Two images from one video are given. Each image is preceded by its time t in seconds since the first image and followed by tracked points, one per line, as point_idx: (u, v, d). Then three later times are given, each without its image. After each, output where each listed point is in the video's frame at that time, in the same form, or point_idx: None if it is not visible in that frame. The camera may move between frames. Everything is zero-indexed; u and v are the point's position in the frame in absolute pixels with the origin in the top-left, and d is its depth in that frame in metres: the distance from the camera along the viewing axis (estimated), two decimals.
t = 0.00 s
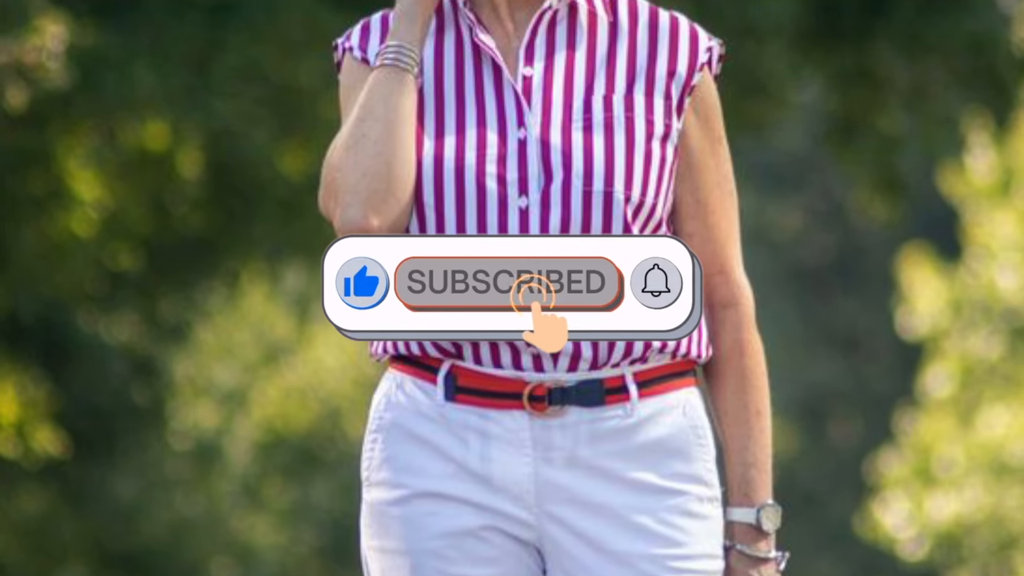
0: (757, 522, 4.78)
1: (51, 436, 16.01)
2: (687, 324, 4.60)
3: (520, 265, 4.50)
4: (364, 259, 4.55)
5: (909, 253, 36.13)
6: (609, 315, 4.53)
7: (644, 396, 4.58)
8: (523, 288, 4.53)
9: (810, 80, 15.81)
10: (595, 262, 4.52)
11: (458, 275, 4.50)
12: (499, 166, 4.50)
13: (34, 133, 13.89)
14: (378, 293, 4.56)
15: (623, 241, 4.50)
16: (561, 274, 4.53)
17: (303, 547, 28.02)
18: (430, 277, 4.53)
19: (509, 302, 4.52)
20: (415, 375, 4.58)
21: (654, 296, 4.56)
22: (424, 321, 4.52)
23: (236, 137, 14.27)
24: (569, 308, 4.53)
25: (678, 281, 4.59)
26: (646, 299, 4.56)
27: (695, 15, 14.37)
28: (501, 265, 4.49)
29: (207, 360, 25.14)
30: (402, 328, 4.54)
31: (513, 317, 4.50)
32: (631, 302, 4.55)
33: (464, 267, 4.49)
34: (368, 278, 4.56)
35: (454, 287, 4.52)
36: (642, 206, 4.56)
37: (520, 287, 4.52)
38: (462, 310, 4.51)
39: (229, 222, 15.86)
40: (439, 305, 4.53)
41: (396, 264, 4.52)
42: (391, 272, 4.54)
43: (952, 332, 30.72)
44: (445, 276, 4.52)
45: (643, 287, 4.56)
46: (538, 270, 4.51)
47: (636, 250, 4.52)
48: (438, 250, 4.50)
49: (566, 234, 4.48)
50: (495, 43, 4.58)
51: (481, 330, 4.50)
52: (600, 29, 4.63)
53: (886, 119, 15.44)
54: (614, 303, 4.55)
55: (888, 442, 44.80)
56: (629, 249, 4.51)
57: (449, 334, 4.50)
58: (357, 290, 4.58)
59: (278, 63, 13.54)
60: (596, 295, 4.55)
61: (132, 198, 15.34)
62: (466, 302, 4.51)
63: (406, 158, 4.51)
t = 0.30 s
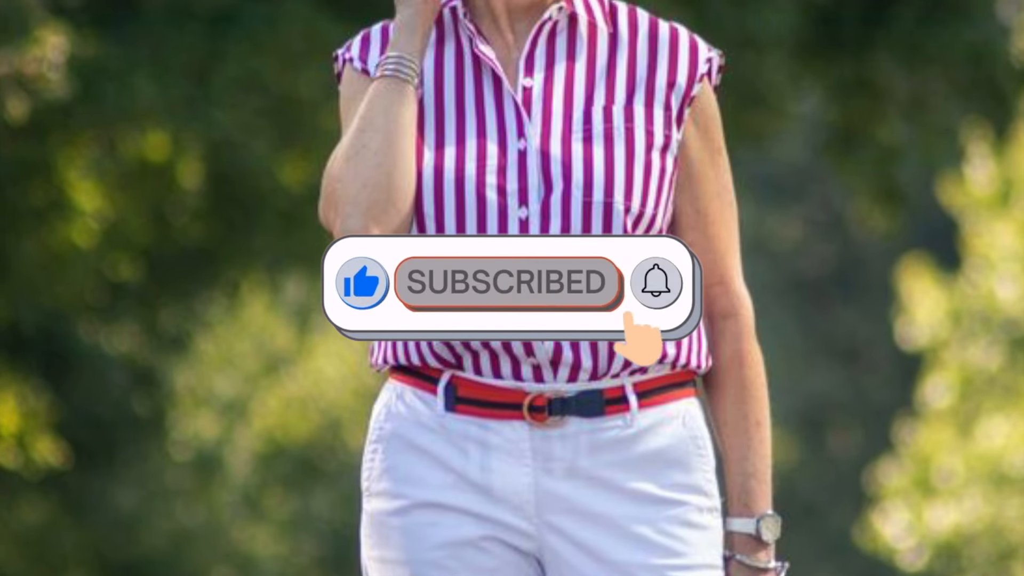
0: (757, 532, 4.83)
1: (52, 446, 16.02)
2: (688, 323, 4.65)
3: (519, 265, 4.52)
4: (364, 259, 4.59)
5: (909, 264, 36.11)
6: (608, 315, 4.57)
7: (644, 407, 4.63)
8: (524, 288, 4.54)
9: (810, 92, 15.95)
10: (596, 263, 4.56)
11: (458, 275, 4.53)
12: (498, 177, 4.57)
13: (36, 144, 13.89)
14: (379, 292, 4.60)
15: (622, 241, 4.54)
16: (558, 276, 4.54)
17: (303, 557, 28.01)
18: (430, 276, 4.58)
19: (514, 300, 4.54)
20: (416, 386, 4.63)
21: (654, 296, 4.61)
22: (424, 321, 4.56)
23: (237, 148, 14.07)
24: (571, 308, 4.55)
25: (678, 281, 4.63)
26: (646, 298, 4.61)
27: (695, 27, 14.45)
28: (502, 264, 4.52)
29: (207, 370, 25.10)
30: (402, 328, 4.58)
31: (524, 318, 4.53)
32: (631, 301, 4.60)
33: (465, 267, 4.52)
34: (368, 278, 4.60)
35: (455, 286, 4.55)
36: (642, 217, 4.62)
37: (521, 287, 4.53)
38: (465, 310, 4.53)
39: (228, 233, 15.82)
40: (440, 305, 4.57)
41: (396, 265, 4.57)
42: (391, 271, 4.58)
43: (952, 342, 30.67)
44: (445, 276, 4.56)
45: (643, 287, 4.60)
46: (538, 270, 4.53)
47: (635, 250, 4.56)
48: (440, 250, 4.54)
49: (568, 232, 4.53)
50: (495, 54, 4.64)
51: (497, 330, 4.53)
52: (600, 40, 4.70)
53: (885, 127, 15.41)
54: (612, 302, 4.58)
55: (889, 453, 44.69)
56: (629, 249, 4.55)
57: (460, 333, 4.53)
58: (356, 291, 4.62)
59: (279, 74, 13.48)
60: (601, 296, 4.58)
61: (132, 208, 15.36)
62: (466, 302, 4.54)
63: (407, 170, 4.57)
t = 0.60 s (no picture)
0: (756, 543, 4.86)
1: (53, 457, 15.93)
2: (689, 321, 4.70)
3: (520, 264, 4.57)
4: (364, 259, 4.66)
5: (908, 275, 36.06)
6: (608, 315, 4.62)
7: (644, 417, 4.66)
8: (525, 289, 4.60)
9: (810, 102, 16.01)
10: (596, 261, 4.59)
11: (457, 275, 4.59)
12: (499, 188, 4.60)
13: (37, 155, 13.78)
14: (379, 292, 4.68)
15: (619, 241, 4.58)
16: (559, 276, 4.59)
17: (304, 567, 27.93)
18: (430, 276, 4.64)
19: (514, 300, 4.60)
20: (416, 396, 4.67)
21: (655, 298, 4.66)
22: (424, 320, 4.62)
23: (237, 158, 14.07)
24: (570, 308, 4.60)
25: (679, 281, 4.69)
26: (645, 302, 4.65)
27: (695, 38, 14.45)
28: (502, 265, 4.57)
29: (207, 381, 25.04)
30: (402, 328, 4.64)
31: (525, 317, 4.58)
32: (627, 304, 4.64)
33: (465, 267, 4.58)
34: (368, 278, 4.67)
35: (454, 287, 4.61)
36: (641, 228, 4.65)
37: (521, 287, 4.60)
38: (465, 309, 4.59)
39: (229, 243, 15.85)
40: (439, 304, 4.63)
41: (396, 265, 4.63)
42: (391, 272, 4.64)
43: (951, 353, 30.61)
44: (445, 277, 4.62)
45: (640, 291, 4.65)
46: (539, 270, 4.58)
47: (632, 250, 4.61)
48: (440, 250, 4.60)
49: (567, 233, 4.58)
50: (495, 65, 4.68)
51: (497, 330, 4.58)
52: (600, 51, 4.73)
53: (885, 140, 15.63)
54: (612, 304, 4.63)
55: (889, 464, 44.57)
56: (626, 249, 4.60)
57: (460, 333, 4.58)
58: (357, 290, 4.70)
59: (279, 84, 13.47)
60: (600, 296, 4.63)
61: (133, 219, 15.34)
62: (466, 302, 4.61)
63: (407, 181, 4.63)
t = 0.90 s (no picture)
0: (756, 553, 4.88)
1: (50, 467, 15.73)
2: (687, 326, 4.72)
3: (519, 265, 4.61)
4: (364, 258, 4.67)
5: (908, 286, 36.07)
6: (608, 315, 4.64)
7: (645, 427, 4.69)
8: (524, 288, 4.63)
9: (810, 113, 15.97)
10: (597, 261, 4.62)
11: (458, 275, 4.62)
12: (499, 199, 4.63)
13: (37, 166, 13.76)
14: (378, 293, 4.71)
15: (621, 241, 4.61)
16: (558, 276, 4.62)
17: None
18: (430, 276, 4.67)
19: (514, 300, 4.63)
20: (416, 407, 4.69)
21: (654, 299, 4.69)
22: (424, 320, 4.65)
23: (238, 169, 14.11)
24: (572, 309, 4.63)
25: (679, 281, 4.73)
26: (646, 302, 4.69)
27: (696, 48, 14.56)
28: (502, 264, 4.60)
29: (208, 392, 25.00)
30: (401, 328, 4.67)
31: (527, 318, 4.61)
32: (628, 304, 4.67)
33: (464, 268, 4.61)
34: (368, 278, 4.70)
35: (454, 287, 4.64)
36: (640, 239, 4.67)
37: (521, 287, 4.63)
38: (466, 309, 4.62)
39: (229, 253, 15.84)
40: (439, 305, 4.66)
41: (396, 264, 4.65)
42: (391, 271, 4.67)
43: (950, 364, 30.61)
44: (445, 276, 4.65)
45: (642, 291, 4.69)
46: (539, 270, 4.61)
47: (633, 250, 4.63)
48: (439, 250, 4.63)
49: (571, 234, 4.60)
50: (495, 76, 4.70)
51: (498, 329, 4.60)
52: (600, 61, 4.74)
53: (885, 151, 15.65)
54: (612, 304, 4.65)
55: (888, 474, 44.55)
56: (627, 249, 4.62)
57: (461, 334, 4.60)
58: (357, 290, 4.73)
59: (279, 95, 13.52)
60: (600, 296, 4.65)
61: (133, 231, 15.35)
62: (467, 301, 4.64)
63: (407, 191, 4.64)
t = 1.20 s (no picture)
0: (755, 562, 4.90)
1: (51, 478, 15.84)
2: (687, 323, 4.68)
3: (520, 265, 4.58)
4: (364, 259, 4.65)
5: (907, 297, 36.05)
6: (608, 315, 4.60)
7: (644, 438, 4.71)
8: (525, 288, 4.59)
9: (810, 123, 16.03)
10: (597, 261, 4.59)
11: (458, 276, 4.58)
12: (499, 209, 4.65)
13: (39, 176, 13.72)
14: (378, 293, 4.66)
15: (621, 241, 4.59)
16: (558, 276, 4.58)
17: None
18: (430, 276, 4.63)
19: (513, 300, 4.59)
20: (416, 417, 4.72)
21: (654, 299, 4.64)
22: (424, 320, 4.63)
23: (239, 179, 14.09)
24: (571, 308, 4.59)
25: (679, 282, 4.67)
26: (645, 301, 4.64)
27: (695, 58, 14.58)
28: (502, 264, 4.58)
29: (207, 403, 24.93)
30: (402, 328, 4.64)
31: (526, 318, 4.58)
32: (629, 302, 4.62)
33: (465, 267, 4.58)
34: (367, 278, 4.66)
35: (455, 286, 4.60)
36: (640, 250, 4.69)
37: (521, 287, 4.58)
38: (466, 309, 4.59)
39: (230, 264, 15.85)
40: (439, 305, 4.62)
41: (396, 265, 4.63)
42: (391, 272, 4.64)
43: (948, 374, 30.56)
44: (445, 276, 4.61)
45: (641, 290, 4.64)
46: (538, 270, 4.58)
47: (632, 250, 4.60)
48: (439, 250, 4.60)
49: (570, 234, 4.60)
50: (495, 87, 4.73)
51: (496, 329, 4.59)
52: (600, 72, 4.76)
53: (885, 162, 15.69)
54: (613, 303, 4.61)
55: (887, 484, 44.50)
56: (627, 249, 4.59)
57: (459, 333, 4.60)
58: (357, 291, 4.69)
59: (280, 107, 13.53)
60: (599, 295, 4.61)
61: (134, 240, 15.37)
62: (467, 301, 4.59)
63: (408, 201, 4.67)
